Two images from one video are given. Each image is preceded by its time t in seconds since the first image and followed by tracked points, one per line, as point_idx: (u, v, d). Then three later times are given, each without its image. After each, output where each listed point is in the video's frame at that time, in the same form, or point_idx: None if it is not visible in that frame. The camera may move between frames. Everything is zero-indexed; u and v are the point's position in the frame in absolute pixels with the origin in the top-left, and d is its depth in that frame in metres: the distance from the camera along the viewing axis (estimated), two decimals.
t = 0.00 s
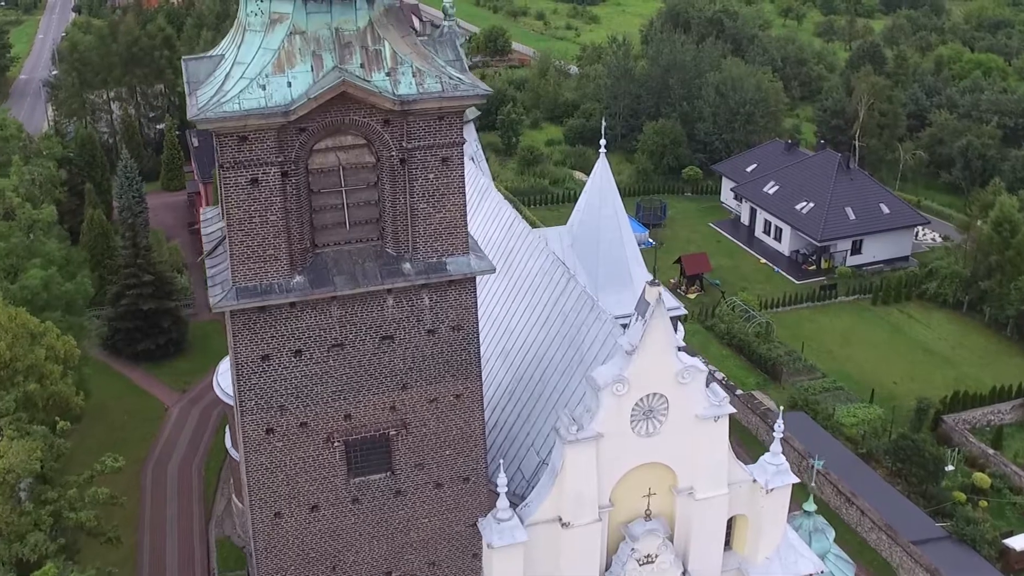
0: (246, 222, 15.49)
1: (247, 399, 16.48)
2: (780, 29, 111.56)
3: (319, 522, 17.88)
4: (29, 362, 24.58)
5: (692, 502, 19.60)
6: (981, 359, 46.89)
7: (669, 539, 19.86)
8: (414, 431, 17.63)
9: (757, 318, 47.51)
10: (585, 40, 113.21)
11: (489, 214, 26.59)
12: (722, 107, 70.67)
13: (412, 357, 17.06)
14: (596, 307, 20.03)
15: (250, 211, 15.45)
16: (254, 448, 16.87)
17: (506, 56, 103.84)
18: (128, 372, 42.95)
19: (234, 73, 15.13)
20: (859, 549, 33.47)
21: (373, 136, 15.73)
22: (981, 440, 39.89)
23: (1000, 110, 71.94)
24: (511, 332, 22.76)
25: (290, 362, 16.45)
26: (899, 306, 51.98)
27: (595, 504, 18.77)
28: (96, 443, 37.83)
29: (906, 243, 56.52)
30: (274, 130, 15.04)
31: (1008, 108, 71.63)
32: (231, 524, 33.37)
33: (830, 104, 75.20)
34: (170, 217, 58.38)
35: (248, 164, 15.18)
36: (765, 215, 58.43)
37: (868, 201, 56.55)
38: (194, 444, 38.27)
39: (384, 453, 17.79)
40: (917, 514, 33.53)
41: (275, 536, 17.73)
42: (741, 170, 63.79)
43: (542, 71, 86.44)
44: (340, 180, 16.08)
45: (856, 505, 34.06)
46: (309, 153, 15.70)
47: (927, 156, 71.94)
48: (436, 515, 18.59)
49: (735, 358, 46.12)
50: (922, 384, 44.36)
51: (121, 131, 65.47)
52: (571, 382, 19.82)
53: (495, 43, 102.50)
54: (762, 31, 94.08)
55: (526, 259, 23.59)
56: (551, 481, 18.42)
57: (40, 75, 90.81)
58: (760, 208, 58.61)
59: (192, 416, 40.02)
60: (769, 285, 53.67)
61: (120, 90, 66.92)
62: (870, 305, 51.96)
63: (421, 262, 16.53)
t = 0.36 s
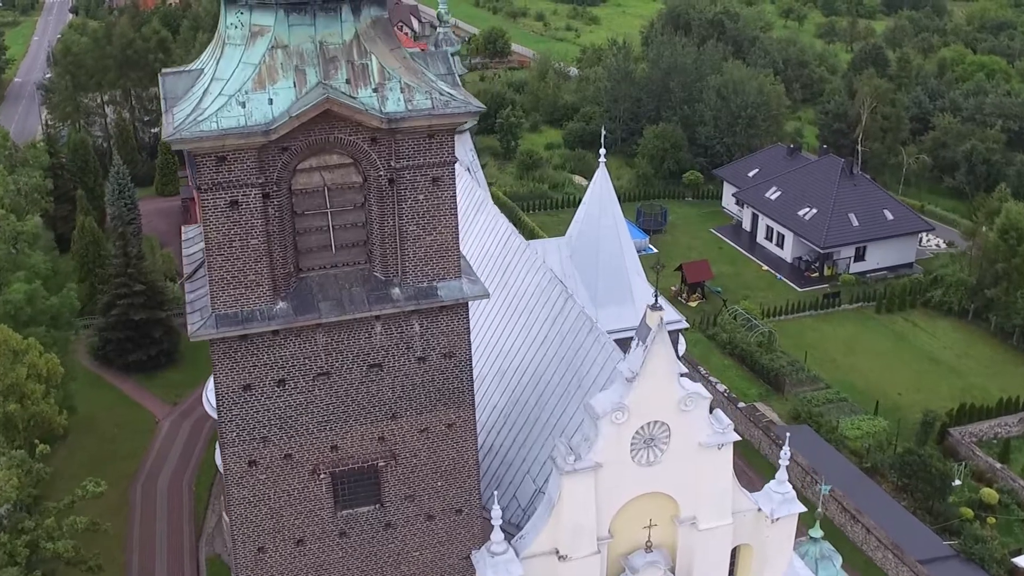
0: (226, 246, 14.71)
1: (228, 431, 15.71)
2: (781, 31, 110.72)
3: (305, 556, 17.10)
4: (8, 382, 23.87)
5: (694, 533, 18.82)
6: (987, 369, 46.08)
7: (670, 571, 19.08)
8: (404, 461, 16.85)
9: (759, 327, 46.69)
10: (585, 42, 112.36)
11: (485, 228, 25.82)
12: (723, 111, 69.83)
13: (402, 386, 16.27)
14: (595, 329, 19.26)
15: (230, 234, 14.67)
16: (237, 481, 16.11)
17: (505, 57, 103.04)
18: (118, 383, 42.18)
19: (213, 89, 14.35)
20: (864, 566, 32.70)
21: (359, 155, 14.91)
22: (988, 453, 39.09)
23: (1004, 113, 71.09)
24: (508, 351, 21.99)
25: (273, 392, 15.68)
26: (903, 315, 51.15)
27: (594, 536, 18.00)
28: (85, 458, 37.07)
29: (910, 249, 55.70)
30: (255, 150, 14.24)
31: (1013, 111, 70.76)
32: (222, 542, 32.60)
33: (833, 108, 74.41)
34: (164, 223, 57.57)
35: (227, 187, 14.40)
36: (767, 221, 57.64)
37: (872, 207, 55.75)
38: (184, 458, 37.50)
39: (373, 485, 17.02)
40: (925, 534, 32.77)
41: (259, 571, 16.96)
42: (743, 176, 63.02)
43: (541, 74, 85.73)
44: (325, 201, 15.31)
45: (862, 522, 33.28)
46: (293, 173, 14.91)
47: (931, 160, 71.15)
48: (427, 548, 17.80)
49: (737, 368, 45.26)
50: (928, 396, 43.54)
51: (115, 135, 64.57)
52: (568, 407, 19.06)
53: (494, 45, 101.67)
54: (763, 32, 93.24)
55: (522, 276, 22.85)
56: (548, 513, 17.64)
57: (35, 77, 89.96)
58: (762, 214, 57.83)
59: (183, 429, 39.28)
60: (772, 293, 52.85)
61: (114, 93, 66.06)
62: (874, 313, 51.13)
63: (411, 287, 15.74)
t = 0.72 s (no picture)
0: (202, 274, 13.91)
1: (207, 466, 14.90)
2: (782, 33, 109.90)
3: None
4: None
5: (697, 567, 18.00)
6: (994, 380, 45.27)
7: None
8: (392, 497, 16.03)
9: (761, 337, 45.86)
10: (584, 43, 111.56)
11: (481, 243, 25.02)
12: (724, 115, 68.94)
13: (390, 419, 15.45)
14: (594, 354, 18.43)
15: (206, 262, 13.87)
16: (216, 518, 15.31)
17: (504, 59, 102.24)
18: (109, 395, 41.35)
19: (187, 108, 13.52)
20: None
21: (344, 178, 14.09)
22: (995, 468, 38.27)
23: (1009, 117, 70.22)
24: (503, 375, 21.18)
25: (253, 427, 14.87)
26: (908, 323, 50.33)
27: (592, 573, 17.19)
28: (73, 474, 36.26)
29: (914, 257, 54.87)
30: (231, 173, 13.43)
31: (1017, 115, 69.91)
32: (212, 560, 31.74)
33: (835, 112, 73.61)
34: (156, 230, 56.75)
35: (203, 212, 13.59)
36: (769, 228, 56.84)
37: (875, 214, 54.94)
38: (175, 473, 36.69)
39: (359, 521, 16.20)
40: (931, 551, 31.82)
41: None
42: (744, 181, 62.21)
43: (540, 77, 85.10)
44: (308, 226, 14.51)
45: (868, 541, 32.37)
46: (273, 197, 14.09)
47: (934, 165, 70.31)
48: None
49: (739, 379, 44.41)
50: (933, 408, 42.72)
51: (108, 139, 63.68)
52: (565, 436, 18.24)
53: (493, 47, 100.86)
54: (764, 35, 92.40)
55: (519, 296, 22.03)
56: (544, 549, 16.84)
57: (29, 80, 89.13)
58: (764, 221, 57.03)
59: (174, 443, 38.49)
60: (774, 301, 52.04)
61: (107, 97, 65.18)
62: (877, 322, 50.32)
63: (399, 316, 14.92)
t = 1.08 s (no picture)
0: (174, 305, 13.08)
1: (182, 506, 14.08)
2: (782, 34, 109.08)
3: None
4: None
5: None
6: (1000, 392, 44.45)
7: None
8: (379, 536, 15.22)
9: (764, 347, 45.01)
10: (584, 45, 110.75)
11: (476, 259, 24.20)
12: (725, 119, 68.00)
13: (376, 456, 14.63)
14: (592, 381, 17.61)
15: (179, 293, 13.03)
16: (193, 560, 14.50)
17: (503, 61, 101.43)
18: (98, 407, 40.55)
19: (158, 129, 12.69)
20: None
21: (326, 204, 13.26)
22: (1003, 483, 37.44)
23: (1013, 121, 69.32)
24: (498, 399, 20.38)
25: (231, 465, 14.06)
26: (912, 333, 49.47)
27: None
28: (60, 490, 35.41)
29: (918, 264, 54.06)
30: (204, 200, 12.60)
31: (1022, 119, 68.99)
32: None
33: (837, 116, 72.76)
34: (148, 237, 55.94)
35: (175, 241, 12.75)
36: (771, 235, 56.03)
37: (879, 221, 54.11)
38: (164, 490, 35.82)
39: (344, 562, 15.39)
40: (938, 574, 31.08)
41: None
42: (746, 187, 61.40)
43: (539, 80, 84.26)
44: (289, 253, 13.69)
45: (873, 562, 31.27)
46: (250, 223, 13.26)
47: (938, 169, 69.49)
48: None
49: (741, 391, 43.53)
50: (939, 421, 41.86)
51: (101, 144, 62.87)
52: (562, 469, 17.42)
53: (492, 49, 100.03)
54: (765, 37, 91.54)
55: (515, 317, 21.24)
56: None
57: (24, 83, 88.43)
58: (766, 227, 56.22)
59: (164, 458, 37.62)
60: (776, 310, 51.21)
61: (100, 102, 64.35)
62: (882, 332, 49.48)
63: (385, 349, 14.09)
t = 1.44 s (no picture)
0: (142, 343, 12.25)
1: (153, 552, 13.26)
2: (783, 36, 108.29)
3: None
4: None
5: None
6: (1006, 403, 43.64)
7: None
8: None
9: (766, 358, 44.16)
10: (583, 47, 110.00)
11: (471, 277, 23.35)
12: (726, 123, 67.10)
13: (359, 498, 13.80)
14: (590, 412, 16.75)
15: (147, 330, 12.20)
16: None
17: (503, 64, 100.68)
18: (87, 420, 39.73)
19: (124, 154, 11.85)
20: None
21: (305, 234, 12.43)
22: (1011, 499, 36.59)
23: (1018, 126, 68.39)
24: (492, 427, 19.52)
25: (205, 510, 13.23)
26: (917, 342, 48.63)
27: None
28: (47, 508, 34.61)
29: (922, 271, 53.22)
30: (173, 231, 11.77)
31: None
32: None
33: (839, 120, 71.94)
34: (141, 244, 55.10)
35: (142, 274, 11.92)
36: (773, 242, 55.20)
37: (882, 228, 53.29)
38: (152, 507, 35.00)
39: None
40: None
41: None
42: (747, 193, 60.57)
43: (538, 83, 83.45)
44: (266, 285, 12.88)
45: None
46: (223, 254, 12.44)
47: (941, 174, 68.66)
48: None
49: (743, 403, 42.70)
50: (945, 434, 41.02)
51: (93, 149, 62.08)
52: (558, 503, 16.58)
53: (492, 51, 99.26)
54: (767, 39, 90.72)
55: (511, 340, 20.39)
56: None
57: (19, 85, 87.71)
58: (768, 234, 55.40)
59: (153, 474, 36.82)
60: (779, 319, 50.40)
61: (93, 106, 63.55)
62: (885, 341, 48.66)
63: (369, 386, 13.28)
